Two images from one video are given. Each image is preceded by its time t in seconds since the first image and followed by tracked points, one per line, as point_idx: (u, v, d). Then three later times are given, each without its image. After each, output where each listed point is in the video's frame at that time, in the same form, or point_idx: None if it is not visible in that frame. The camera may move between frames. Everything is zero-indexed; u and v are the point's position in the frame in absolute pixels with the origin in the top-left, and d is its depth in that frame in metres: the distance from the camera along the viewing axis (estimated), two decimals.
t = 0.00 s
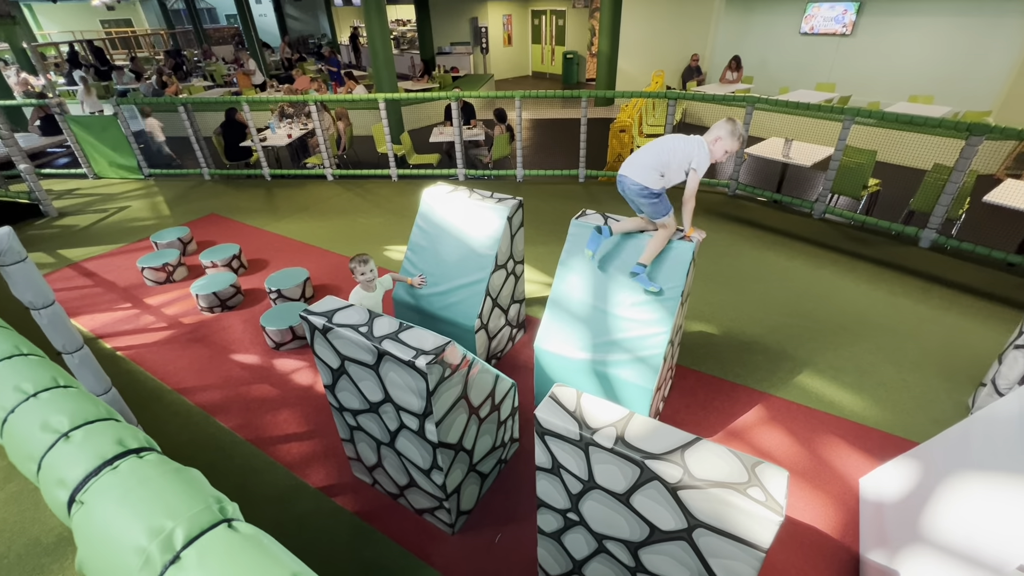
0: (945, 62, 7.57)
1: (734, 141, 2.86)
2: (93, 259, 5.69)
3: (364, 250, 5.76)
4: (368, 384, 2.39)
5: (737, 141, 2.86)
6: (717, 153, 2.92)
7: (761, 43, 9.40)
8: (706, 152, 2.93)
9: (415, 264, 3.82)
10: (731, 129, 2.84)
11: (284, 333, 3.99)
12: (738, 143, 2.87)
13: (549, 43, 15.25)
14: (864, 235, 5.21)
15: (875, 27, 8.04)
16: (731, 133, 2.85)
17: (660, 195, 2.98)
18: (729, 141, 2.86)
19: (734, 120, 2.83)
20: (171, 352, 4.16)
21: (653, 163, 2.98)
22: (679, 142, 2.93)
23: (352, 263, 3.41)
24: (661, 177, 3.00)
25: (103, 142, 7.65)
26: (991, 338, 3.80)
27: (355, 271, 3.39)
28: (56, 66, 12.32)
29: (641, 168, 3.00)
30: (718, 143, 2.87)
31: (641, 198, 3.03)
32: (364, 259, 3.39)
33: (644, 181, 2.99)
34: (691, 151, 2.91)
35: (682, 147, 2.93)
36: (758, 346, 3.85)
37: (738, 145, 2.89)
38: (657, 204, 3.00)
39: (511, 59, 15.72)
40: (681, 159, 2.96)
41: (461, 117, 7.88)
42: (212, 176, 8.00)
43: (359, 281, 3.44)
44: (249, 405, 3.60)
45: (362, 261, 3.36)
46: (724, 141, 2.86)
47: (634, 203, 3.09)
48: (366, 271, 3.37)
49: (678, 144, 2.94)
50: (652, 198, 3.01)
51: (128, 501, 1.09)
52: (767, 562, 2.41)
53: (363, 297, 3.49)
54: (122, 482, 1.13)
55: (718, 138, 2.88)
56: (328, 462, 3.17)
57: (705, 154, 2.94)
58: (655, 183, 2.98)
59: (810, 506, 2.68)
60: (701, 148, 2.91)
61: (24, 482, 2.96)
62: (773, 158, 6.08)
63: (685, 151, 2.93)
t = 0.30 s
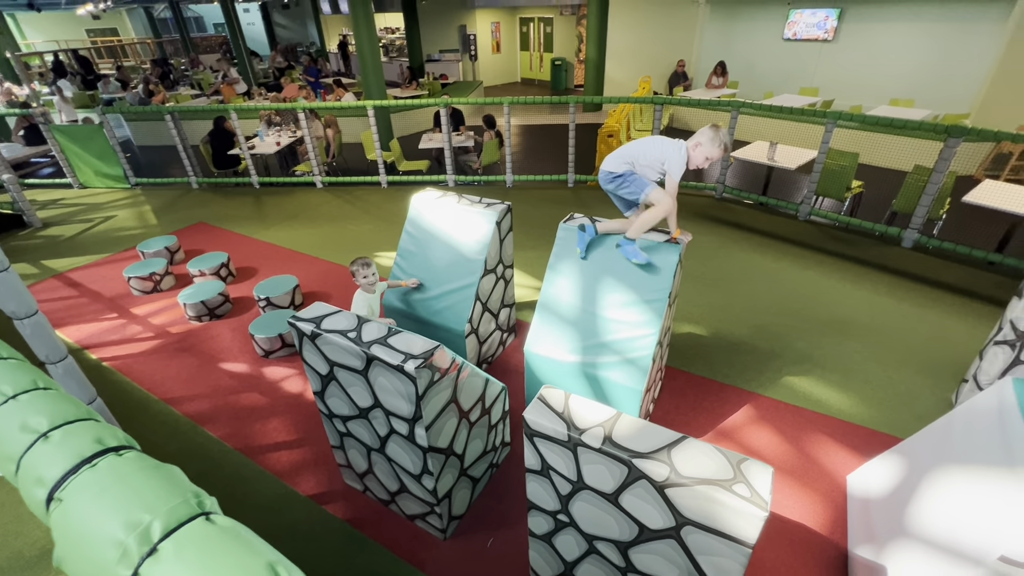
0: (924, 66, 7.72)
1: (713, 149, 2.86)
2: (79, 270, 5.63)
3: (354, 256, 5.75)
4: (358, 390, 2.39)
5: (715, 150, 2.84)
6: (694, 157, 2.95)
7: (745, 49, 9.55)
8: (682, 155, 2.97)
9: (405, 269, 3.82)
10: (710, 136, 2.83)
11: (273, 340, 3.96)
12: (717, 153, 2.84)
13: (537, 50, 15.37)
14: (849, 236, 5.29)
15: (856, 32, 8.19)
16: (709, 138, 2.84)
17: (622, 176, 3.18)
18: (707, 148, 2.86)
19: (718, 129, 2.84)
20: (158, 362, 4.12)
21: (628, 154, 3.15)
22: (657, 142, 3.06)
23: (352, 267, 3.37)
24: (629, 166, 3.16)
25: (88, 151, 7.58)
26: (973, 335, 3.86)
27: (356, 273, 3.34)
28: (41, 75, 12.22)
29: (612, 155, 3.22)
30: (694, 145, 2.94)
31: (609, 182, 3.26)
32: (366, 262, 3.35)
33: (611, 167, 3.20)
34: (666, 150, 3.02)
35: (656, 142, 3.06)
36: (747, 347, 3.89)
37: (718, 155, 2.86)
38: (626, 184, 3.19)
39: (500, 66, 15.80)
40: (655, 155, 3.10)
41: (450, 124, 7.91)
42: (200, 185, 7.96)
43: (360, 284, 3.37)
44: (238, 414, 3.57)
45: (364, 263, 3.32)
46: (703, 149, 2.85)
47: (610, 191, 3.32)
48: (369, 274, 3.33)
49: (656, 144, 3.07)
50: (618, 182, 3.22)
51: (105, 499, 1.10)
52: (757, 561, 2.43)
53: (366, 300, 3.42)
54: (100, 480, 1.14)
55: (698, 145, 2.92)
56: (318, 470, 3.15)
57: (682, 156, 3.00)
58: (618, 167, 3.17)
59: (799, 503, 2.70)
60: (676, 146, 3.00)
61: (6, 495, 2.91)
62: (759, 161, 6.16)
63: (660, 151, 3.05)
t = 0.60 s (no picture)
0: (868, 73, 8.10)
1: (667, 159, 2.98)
2: (29, 299, 5.39)
3: (321, 274, 5.67)
4: (324, 410, 2.35)
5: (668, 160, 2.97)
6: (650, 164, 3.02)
7: (702, 60, 9.86)
8: (638, 163, 3.03)
9: (372, 285, 3.79)
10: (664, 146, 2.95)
11: (238, 364, 3.87)
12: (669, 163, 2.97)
13: (502, 63, 15.56)
14: (806, 237, 5.48)
15: (804, 42, 8.55)
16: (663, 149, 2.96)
17: (584, 185, 3.17)
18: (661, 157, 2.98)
19: (670, 140, 2.95)
20: (116, 392, 3.97)
21: (588, 166, 3.16)
22: (615, 152, 3.13)
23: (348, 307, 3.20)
24: (590, 176, 3.16)
25: (38, 176, 7.32)
26: (924, 327, 4.04)
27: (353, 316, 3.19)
28: None
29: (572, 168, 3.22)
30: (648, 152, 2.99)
31: (572, 195, 3.26)
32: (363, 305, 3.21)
33: (572, 179, 3.19)
34: (623, 160, 3.07)
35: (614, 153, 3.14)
36: (713, 348, 3.98)
37: (671, 164, 2.99)
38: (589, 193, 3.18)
39: (465, 80, 15.92)
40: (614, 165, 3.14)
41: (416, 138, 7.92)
42: (159, 207, 7.75)
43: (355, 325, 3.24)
44: (202, 442, 3.46)
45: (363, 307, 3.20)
46: (660, 160, 2.97)
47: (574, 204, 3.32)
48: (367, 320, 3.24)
49: (613, 155, 3.14)
50: (581, 192, 3.21)
51: (14, 537, 1.12)
52: (726, 556, 2.48)
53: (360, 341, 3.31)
54: (9, 519, 1.16)
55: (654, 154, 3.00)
56: (288, 495, 3.08)
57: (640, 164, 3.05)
58: (579, 177, 3.17)
59: (768, 498, 2.76)
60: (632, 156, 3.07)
61: None
62: (719, 167, 6.35)
63: (618, 161, 3.11)
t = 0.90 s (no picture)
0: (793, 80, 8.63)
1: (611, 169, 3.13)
2: None
3: (270, 298, 5.51)
4: (273, 437, 2.29)
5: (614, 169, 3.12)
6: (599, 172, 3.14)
7: (642, 71, 10.24)
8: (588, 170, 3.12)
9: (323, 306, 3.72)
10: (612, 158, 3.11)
11: (183, 397, 3.71)
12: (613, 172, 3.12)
13: (450, 79, 15.67)
14: (746, 235, 5.76)
15: (734, 53, 9.03)
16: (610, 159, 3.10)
17: (536, 185, 3.16)
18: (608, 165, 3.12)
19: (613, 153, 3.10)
20: (47, 437, 3.72)
21: (540, 166, 3.17)
22: (565, 158, 3.19)
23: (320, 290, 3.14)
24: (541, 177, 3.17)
25: None
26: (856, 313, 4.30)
27: (324, 298, 3.15)
28: None
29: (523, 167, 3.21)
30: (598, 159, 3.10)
31: (521, 193, 3.22)
32: (335, 288, 3.18)
33: (524, 178, 3.17)
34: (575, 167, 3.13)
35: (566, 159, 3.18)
36: (664, 347, 4.10)
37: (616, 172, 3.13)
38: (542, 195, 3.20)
39: (414, 97, 15.94)
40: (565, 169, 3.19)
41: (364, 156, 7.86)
42: (91, 237, 7.35)
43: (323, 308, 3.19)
44: (146, 483, 3.29)
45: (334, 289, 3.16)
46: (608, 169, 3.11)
47: (521, 203, 3.28)
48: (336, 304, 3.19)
49: (564, 160, 3.20)
50: (532, 191, 3.19)
51: None
52: (684, 545, 2.56)
53: (321, 324, 3.24)
54: None
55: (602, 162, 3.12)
56: (242, 529, 2.96)
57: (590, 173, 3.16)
58: (531, 176, 3.16)
59: (722, 486, 2.87)
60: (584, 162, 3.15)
61: None
62: (662, 173, 6.60)
63: (569, 166, 3.16)
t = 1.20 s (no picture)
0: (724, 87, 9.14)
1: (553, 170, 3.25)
2: None
3: (218, 322, 5.32)
4: (230, 460, 2.24)
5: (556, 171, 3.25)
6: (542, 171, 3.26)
7: (584, 82, 10.57)
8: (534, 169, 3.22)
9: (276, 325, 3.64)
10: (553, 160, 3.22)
11: (127, 432, 3.53)
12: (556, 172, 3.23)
13: (395, 93, 15.64)
14: (690, 233, 6.04)
15: (669, 62, 9.47)
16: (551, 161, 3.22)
17: (483, 186, 3.28)
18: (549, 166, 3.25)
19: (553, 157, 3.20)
20: None
21: (486, 166, 3.24)
22: (511, 157, 3.25)
23: (301, 309, 3.09)
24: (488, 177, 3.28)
25: None
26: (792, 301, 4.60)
27: (302, 319, 3.10)
28: None
29: (469, 167, 3.27)
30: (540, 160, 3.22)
31: (469, 191, 3.34)
32: (315, 312, 3.13)
33: (470, 178, 3.26)
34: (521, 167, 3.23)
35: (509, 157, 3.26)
36: (618, 344, 4.24)
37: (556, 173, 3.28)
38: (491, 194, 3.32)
39: (359, 111, 15.79)
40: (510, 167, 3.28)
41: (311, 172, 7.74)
42: (12, 270, 6.88)
43: (299, 327, 3.15)
44: (89, 525, 3.11)
45: (313, 313, 3.12)
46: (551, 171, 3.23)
47: (470, 199, 3.41)
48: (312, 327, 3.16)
49: (509, 159, 3.26)
50: (480, 191, 3.32)
51: None
52: (647, 531, 2.68)
53: (290, 344, 3.19)
54: None
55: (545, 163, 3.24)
56: (200, 564, 2.85)
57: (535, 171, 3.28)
58: (478, 177, 3.25)
59: (680, 472, 3.01)
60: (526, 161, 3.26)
61: None
62: (607, 178, 6.84)
63: (515, 167, 3.25)
